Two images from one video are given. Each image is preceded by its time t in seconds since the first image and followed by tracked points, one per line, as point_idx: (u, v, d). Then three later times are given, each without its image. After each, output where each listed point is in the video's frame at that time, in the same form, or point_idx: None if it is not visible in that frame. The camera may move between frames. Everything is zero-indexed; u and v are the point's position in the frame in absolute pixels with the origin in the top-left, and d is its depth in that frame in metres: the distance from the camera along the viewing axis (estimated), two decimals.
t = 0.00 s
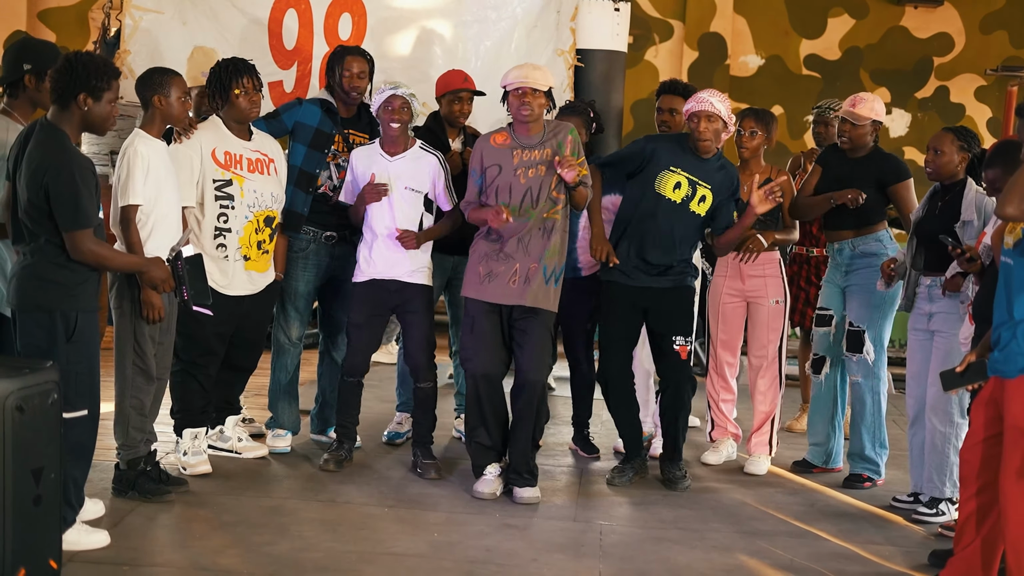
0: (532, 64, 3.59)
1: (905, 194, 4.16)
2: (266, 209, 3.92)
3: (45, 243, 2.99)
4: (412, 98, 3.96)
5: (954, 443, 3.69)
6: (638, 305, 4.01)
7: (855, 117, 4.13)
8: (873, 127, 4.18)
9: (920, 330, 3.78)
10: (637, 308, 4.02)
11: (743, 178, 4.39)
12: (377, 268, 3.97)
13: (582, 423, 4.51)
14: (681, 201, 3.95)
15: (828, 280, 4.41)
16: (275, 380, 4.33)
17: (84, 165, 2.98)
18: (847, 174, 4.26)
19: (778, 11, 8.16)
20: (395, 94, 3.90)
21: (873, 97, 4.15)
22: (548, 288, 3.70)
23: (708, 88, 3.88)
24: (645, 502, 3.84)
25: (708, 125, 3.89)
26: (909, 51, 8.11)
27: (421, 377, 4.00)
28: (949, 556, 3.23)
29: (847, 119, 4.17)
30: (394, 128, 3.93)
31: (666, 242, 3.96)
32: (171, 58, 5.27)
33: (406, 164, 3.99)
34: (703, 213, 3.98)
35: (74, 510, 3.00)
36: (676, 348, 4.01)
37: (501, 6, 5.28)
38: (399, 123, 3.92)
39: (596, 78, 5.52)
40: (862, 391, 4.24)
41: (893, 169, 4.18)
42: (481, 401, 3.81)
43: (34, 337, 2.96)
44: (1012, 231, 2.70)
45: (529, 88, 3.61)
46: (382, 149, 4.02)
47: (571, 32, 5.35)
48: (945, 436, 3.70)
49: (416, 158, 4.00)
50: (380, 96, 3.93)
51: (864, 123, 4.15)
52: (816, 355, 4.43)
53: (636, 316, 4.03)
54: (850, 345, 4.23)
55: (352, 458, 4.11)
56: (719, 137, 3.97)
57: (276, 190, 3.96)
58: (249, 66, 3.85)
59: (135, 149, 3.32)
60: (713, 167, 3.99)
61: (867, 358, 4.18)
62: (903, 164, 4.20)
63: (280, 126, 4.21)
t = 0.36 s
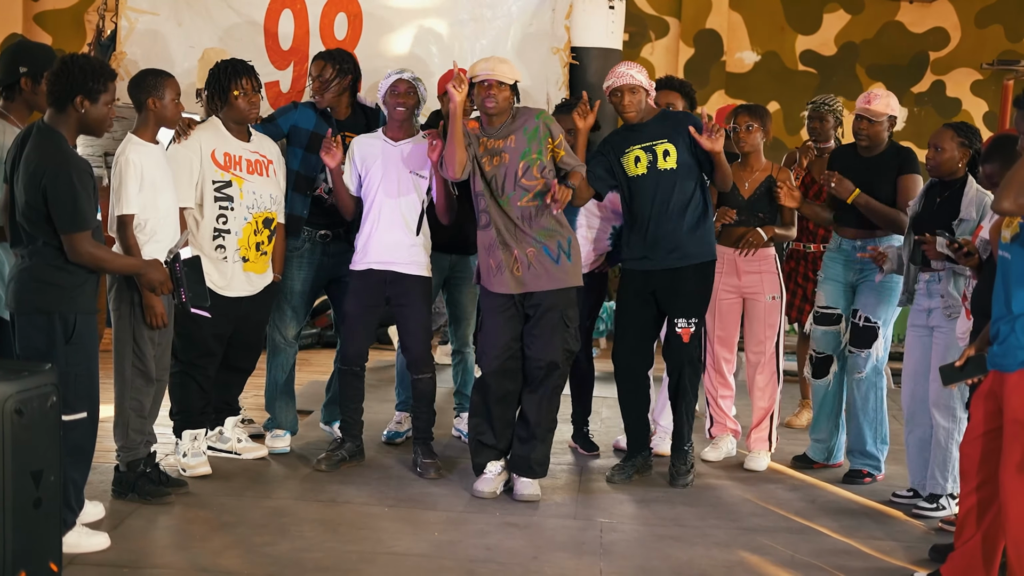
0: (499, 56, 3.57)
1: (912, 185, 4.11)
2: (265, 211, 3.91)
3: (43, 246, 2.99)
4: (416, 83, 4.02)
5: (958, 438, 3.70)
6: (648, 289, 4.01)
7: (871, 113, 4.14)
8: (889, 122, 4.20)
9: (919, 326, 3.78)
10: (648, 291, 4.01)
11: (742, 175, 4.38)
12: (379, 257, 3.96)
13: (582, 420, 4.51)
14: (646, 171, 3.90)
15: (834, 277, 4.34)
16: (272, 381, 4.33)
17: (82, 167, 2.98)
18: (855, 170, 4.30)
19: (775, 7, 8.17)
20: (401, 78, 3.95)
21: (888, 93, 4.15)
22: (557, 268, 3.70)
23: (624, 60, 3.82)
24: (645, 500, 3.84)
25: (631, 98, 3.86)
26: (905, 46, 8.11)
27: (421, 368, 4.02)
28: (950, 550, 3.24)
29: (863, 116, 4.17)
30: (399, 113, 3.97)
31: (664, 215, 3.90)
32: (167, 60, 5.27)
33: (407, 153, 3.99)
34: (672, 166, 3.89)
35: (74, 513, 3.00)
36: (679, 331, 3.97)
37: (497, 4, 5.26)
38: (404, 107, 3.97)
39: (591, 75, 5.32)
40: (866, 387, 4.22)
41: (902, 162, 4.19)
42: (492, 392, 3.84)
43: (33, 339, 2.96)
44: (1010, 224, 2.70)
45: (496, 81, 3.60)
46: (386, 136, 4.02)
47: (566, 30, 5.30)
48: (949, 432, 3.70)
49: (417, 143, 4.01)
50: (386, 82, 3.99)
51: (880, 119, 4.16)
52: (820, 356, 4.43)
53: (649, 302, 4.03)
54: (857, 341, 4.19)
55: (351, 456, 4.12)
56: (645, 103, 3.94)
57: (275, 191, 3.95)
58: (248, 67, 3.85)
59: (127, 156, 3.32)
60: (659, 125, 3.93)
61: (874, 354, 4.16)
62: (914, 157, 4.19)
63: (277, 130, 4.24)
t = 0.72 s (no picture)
0: (532, 47, 3.59)
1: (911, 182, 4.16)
2: (266, 214, 3.92)
3: (42, 251, 2.99)
4: (418, 87, 3.96)
5: (957, 434, 3.70)
6: (641, 299, 4.03)
7: (853, 107, 4.20)
8: (874, 115, 4.22)
9: (918, 322, 3.78)
10: (642, 298, 4.03)
11: (738, 172, 4.42)
12: (377, 262, 3.96)
13: (583, 420, 4.51)
14: (661, 184, 3.98)
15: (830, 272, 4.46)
16: (287, 380, 4.35)
17: (82, 173, 2.97)
18: (849, 165, 4.32)
19: (772, 5, 8.17)
20: (402, 84, 3.89)
21: (873, 84, 4.19)
22: (542, 264, 3.70)
23: (668, 71, 3.90)
24: (646, 500, 3.84)
25: (672, 108, 3.94)
26: (902, 43, 8.11)
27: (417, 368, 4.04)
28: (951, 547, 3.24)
29: (847, 110, 4.24)
30: (400, 118, 3.94)
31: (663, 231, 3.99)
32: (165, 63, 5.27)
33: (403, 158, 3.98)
34: (688, 189, 3.99)
35: (76, 517, 3.00)
36: (671, 344, 4.01)
37: (494, 7, 5.24)
38: (405, 113, 3.94)
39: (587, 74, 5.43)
40: (863, 382, 4.23)
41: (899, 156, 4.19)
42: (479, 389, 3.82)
43: (33, 345, 2.96)
44: (1009, 221, 2.70)
45: (529, 71, 3.60)
46: (387, 138, 4.01)
47: (561, 31, 5.27)
48: (948, 427, 3.70)
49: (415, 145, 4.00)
50: (386, 85, 3.94)
51: (864, 112, 4.20)
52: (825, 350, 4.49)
53: (640, 310, 4.05)
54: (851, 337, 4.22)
55: (353, 459, 4.12)
56: (682, 118, 4.01)
57: (274, 194, 3.95)
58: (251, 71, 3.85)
59: (129, 157, 3.32)
60: (684, 141, 4.03)
61: (866, 349, 4.18)
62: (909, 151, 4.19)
63: (292, 136, 4.40)
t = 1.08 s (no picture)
0: (524, 114, 3.59)
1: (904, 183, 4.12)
2: (268, 214, 3.93)
3: (41, 256, 2.99)
4: (417, 119, 3.90)
5: (956, 432, 3.70)
6: (663, 301, 4.03)
7: (849, 116, 4.18)
8: (872, 121, 4.20)
9: (917, 322, 3.78)
10: (664, 301, 4.03)
11: (737, 172, 4.40)
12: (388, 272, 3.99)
13: (583, 422, 4.51)
14: (675, 215, 3.99)
15: (839, 269, 4.35)
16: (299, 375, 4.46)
17: (80, 178, 2.97)
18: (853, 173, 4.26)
19: (769, 4, 8.18)
20: (399, 119, 3.85)
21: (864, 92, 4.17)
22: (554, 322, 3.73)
23: (674, 111, 3.87)
24: (646, 501, 3.84)
25: (678, 150, 3.88)
26: (900, 42, 8.12)
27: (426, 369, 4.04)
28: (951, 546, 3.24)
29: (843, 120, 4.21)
30: (400, 153, 3.93)
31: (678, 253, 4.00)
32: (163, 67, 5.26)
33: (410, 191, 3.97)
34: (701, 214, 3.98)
35: (76, 522, 3.00)
36: (693, 336, 3.99)
37: (490, 9, 5.24)
38: (405, 147, 3.92)
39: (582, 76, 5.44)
40: (868, 383, 4.21)
41: (899, 158, 4.18)
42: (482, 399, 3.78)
43: (32, 350, 2.95)
44: (1009, 219, 2.70)
45: (521, 141, 3.59)
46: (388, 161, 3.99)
47: (557, 31, 5.28)
48: (947, 426, 3.70)
49: (417, 167, 3.97)
50: (382, 120, 3.88)
51: (860, 119, 4.18)
52: (823, 346, 4.40)
53: (662, 309, 4.04)
54: (858, 336, 4.21)
55: (367, 456, 4.16)
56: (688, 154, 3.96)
57: (274, 195, 3.96)
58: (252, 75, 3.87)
59: (131, 158, 3.31)
60: (696, 169, 3.98)
61: (875, 350, 4.17)
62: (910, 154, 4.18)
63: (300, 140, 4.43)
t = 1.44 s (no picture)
0: (535, 137, 3.57)
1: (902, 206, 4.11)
2: (270, 215, 3.96)
3: (43, 258, 2.99)
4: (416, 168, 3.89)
5: (952, 435, 3.69)
6: (678, 302, 4.05)
7: (844, 140, 4.11)
8: (868, 144, 4.14)
9: (920, 326, 3.78)
10: (679, 305, 4.06)
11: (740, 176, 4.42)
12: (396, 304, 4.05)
13: (584, 424, 4.51)
14: (695, 224, 3.99)
15: (848, 277, 4.33)
16: (287, 373, 4.60)
17: (81, 180, 2.97)
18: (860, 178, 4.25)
19: (770, 6, 8.17)
20: (401, 174, 3.83)
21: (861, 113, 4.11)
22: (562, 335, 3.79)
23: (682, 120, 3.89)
24: (647, 503, 3.83)
25: (689, 158, 3.90)
26: (901, 44, 8.12)
27: (426, 380, 4.02)
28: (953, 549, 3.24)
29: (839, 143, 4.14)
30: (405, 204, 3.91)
31: (693, 264, 4.00)
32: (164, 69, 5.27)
33: (422, 222, 4.00)
34: (722, 223, 3.99)
35: (77, 524, 3.00)
36: (710, 344, 4.00)
37: (491, 10, 5.25)
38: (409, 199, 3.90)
39: (584, 75, 5.26)
40: (868, 386, 4.21)
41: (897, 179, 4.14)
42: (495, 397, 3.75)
43: (33, 352, 2.97)
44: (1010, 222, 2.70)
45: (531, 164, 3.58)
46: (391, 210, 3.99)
47: (558, 32, 5.25)
48: (942, 429, 3.70)
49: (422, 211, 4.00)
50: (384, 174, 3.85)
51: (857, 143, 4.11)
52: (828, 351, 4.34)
53: (677, 310, 4.07)
54: (861, 340, 4.20)
55: (376, 465, 4.13)
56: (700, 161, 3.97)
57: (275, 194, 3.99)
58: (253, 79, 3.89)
59: (137, 163, 3.32)
60: (714, 177, 4.00)
61: (876, 353, 4.17)
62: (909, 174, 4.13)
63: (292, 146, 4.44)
